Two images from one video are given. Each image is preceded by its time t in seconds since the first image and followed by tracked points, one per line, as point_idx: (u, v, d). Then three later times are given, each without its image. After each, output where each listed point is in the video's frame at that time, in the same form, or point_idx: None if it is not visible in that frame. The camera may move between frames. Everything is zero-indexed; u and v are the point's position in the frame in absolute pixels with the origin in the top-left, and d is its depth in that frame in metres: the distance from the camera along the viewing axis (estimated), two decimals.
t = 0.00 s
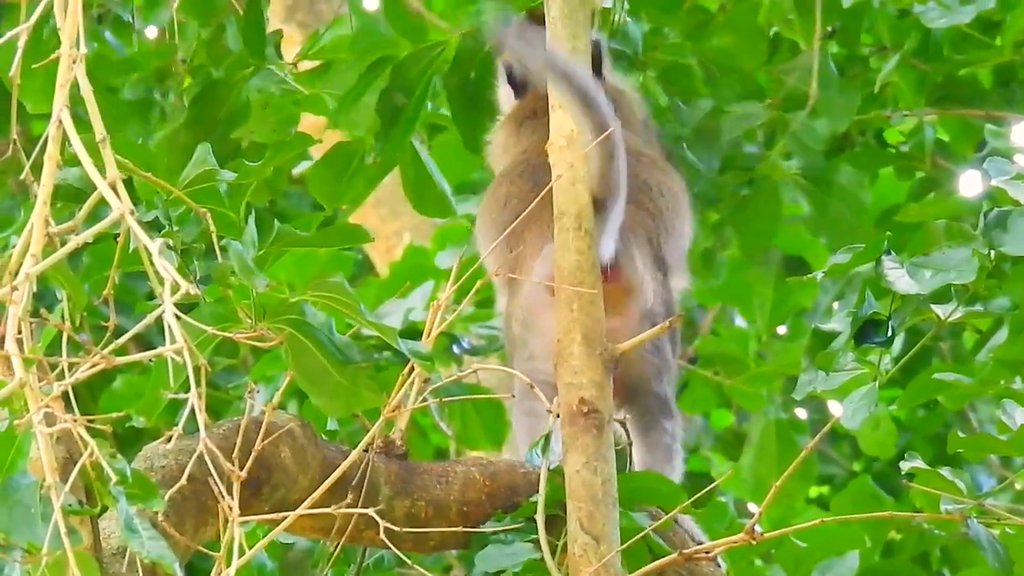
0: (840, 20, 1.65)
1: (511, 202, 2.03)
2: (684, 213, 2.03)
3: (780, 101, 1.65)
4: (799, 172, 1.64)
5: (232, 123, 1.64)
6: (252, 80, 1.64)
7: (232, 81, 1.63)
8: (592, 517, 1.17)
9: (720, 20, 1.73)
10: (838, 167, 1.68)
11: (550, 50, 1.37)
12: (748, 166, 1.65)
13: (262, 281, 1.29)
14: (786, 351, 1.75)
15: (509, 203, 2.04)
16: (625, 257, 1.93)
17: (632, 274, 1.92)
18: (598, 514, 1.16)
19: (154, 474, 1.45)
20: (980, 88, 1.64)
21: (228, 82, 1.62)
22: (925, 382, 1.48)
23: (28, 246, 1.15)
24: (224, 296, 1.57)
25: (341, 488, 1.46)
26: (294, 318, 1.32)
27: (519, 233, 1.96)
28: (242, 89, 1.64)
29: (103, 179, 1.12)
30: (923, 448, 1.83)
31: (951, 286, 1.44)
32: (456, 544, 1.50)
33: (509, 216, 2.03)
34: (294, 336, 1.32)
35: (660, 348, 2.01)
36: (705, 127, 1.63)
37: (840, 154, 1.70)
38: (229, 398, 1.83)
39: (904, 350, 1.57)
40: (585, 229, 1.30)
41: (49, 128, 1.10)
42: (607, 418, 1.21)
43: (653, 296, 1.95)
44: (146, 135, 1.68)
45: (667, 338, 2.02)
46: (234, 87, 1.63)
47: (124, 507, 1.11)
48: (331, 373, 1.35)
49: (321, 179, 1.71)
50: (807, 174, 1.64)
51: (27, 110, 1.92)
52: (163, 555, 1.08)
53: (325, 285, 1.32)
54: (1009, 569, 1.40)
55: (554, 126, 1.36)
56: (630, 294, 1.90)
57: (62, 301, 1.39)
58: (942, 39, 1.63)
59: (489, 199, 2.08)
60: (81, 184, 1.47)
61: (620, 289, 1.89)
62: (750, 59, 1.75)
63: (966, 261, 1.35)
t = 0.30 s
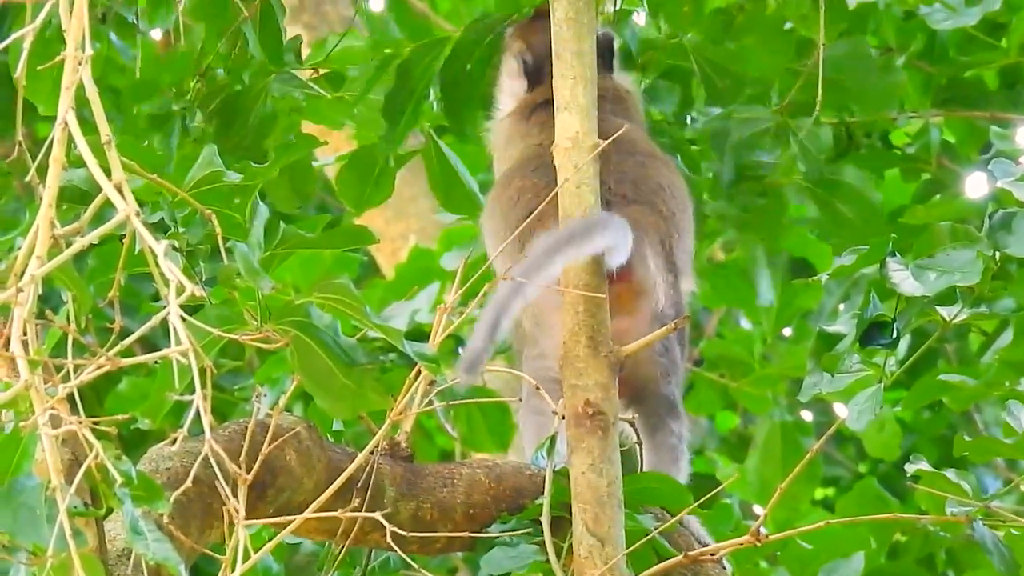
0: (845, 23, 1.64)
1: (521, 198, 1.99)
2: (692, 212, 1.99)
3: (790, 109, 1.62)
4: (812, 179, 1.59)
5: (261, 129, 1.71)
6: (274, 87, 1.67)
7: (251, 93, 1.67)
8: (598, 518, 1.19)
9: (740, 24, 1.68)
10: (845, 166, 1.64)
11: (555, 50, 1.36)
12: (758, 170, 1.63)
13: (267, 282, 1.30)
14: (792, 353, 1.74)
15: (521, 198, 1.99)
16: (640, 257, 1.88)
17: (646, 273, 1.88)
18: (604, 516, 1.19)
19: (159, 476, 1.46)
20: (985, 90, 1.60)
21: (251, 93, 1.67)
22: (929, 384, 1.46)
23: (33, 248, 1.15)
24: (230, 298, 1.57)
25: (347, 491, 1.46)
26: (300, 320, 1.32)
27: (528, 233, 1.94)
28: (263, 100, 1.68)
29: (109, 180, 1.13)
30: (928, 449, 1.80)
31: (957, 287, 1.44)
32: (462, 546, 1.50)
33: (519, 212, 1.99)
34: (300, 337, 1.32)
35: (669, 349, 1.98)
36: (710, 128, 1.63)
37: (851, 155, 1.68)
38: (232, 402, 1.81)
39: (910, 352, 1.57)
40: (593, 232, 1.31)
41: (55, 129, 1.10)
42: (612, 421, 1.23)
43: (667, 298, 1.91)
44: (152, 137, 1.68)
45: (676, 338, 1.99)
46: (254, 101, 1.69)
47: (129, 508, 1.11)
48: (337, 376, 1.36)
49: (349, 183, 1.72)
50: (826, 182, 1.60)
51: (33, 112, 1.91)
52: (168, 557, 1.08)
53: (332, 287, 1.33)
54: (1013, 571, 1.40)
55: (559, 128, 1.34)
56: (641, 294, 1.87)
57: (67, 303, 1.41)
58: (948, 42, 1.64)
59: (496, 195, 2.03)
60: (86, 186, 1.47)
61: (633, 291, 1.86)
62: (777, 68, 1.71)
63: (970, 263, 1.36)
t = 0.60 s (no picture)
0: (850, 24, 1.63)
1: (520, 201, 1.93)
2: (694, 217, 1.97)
3: (796, 106, 1.64)
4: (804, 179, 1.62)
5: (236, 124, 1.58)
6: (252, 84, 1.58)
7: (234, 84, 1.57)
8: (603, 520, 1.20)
9: (729, 34, 1.72)
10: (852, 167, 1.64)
11: (560, 52, 1.37)
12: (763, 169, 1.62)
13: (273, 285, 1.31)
14: (796, 355, 1.73)
15: (524, 204, 1.92)
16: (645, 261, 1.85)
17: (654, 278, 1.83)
18: (609, 518, 1.20)
19: (164, 478, 1.47)
20: (990, 91, 1.59)
21: (232, 87, 1.56)
22: (934, 387, 1.45)
23: (39, 250, 1.15)
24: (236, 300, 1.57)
25: (352, 493, 1.46)
26: (305, 321, 1.34)
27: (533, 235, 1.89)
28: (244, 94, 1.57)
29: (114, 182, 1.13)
30: (933, 453, 1.75)
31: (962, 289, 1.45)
32: (466, 548, 1.51)
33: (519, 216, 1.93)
34: (305, 339, 1.33)
35: (675, 353, 1.92)
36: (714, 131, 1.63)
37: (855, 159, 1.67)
38: (236, 405, 1.80)
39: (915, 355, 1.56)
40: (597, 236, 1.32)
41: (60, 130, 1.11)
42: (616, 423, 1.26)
43: (675, 308, 1.86)
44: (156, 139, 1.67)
45: (680, 342, 1.93)
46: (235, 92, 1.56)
47: (134, 510, 1.11)
48: (342, 377, 1.37)
49: (317, 184, 1.68)
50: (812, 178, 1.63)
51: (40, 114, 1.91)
52: (173, 558, 1.08)
53: (337, 289, 1.34)
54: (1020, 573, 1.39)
55: (563, 131, 1.35)
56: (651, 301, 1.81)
57: (73, 306, 1.42)
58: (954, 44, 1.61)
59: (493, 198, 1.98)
60: (92, 188, 1.48)
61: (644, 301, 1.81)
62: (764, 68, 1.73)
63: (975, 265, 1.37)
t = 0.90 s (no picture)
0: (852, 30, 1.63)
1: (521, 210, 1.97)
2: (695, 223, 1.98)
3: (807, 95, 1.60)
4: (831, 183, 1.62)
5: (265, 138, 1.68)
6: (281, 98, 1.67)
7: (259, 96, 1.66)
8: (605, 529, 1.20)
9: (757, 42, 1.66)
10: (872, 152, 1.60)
11: (562, 58, 1.37)
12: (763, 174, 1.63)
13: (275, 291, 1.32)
14: (799, 361, 1.73)
15: (519, 213, 1.97)
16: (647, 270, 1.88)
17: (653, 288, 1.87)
18: (611, 525, 1.20)
19: (166, 484, 1.47)
20: (992, 97, 1.61)
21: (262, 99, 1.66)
22: (936, 393, 1.45)
23: (41, 255, 1.15)
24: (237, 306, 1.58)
25: (353, 499, 1.45)
26: (306, 327, 1.35)
27: (533, 243, 1.91)
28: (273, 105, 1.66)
29: (116, 188, 1.13)
30: (935, 459, 1.74)
31: (963, 295, 1.45)
32: (468, 555, 1.50)
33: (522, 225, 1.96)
34: (307, 346, 1.35)
35: (675, 359, 1.94)
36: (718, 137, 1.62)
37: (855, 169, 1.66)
38: (236, 411, 1.80)
39: (916, 360, 1.56)
40: (598, 241, 1.32)
41: (62, 140, 1.11)
42: (619, 429, 1.30)
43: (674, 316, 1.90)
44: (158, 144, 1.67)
45: (681, 347, 1.95)
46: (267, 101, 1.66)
47: (137, 517, 1.11)
48: (344, 383, 1.37)
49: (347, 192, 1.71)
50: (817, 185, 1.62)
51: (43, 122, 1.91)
52: (176, 565, 1.08)
53: (338, 296, 1.34)
54: None
55: (565, 137, 1.35)
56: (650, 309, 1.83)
57: (75, 312, 1.41)
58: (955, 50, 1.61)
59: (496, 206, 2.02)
60: (94, 194, 1.48)
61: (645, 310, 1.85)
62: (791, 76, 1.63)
63: (977, 271, 1.36)
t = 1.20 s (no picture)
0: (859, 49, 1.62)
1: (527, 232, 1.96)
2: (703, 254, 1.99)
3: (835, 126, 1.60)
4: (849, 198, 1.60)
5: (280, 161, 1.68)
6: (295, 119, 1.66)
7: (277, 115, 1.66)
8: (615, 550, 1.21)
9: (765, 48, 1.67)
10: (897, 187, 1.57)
11: (567, 78, 1.38)
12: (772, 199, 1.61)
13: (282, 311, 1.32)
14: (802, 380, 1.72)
15: (524, 231, 1.97)
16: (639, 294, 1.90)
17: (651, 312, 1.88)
18: (619, 546, 1.21)
19: (172, 505, 1.47)
20: (998, 118, 1.58)
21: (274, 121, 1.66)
22: (942, 414, 1.45)
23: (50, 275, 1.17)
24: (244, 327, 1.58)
25: (360, 520, 1.45)
26: (313, 347, 1.34)
27: (537, 263, 1.92)
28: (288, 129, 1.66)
29: (123, 209, 1.15)
30: (942, 479, 1.74)
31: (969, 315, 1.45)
32: None
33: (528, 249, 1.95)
34: (313, 365, 1.34)
35: (677, 384, 1.94)
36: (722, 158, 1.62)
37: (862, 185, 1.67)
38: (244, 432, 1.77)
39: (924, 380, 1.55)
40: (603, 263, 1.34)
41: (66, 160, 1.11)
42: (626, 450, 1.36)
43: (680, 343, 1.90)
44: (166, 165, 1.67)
45: (684, 371, 1.95)
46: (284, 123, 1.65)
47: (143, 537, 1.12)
48: (350, 404, 1.37)
49: (366, 213, 1.70)
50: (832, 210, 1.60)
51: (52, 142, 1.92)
52: None
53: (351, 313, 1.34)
54: None
55: (572, 157, 1.37)
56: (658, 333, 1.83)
57: (82, 333, 1.42)
58: (962, 68, 1.58)
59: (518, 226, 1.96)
60: (101, 215, 1.49)
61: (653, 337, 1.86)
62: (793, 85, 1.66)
63: (983, 292, 1.38)
